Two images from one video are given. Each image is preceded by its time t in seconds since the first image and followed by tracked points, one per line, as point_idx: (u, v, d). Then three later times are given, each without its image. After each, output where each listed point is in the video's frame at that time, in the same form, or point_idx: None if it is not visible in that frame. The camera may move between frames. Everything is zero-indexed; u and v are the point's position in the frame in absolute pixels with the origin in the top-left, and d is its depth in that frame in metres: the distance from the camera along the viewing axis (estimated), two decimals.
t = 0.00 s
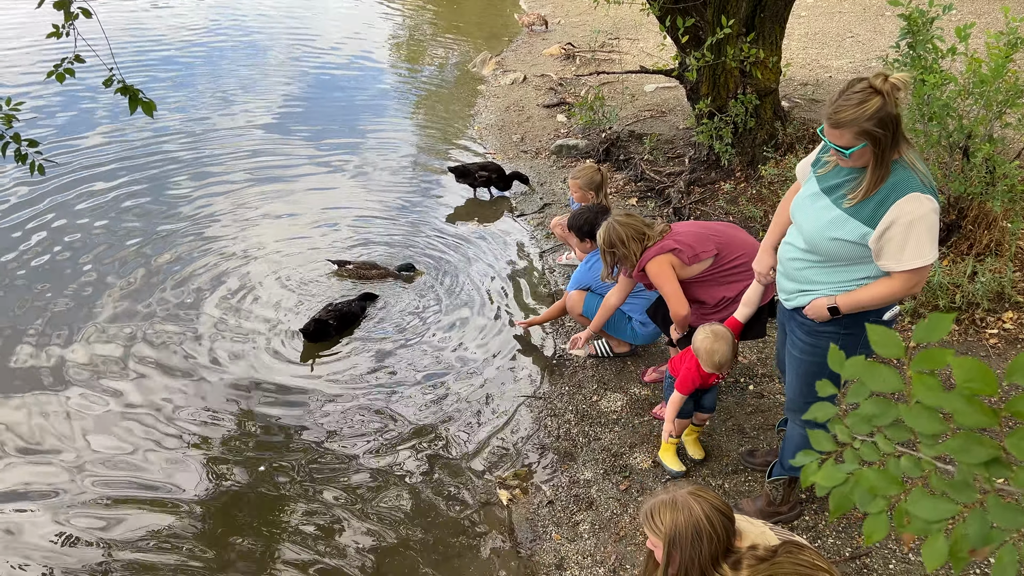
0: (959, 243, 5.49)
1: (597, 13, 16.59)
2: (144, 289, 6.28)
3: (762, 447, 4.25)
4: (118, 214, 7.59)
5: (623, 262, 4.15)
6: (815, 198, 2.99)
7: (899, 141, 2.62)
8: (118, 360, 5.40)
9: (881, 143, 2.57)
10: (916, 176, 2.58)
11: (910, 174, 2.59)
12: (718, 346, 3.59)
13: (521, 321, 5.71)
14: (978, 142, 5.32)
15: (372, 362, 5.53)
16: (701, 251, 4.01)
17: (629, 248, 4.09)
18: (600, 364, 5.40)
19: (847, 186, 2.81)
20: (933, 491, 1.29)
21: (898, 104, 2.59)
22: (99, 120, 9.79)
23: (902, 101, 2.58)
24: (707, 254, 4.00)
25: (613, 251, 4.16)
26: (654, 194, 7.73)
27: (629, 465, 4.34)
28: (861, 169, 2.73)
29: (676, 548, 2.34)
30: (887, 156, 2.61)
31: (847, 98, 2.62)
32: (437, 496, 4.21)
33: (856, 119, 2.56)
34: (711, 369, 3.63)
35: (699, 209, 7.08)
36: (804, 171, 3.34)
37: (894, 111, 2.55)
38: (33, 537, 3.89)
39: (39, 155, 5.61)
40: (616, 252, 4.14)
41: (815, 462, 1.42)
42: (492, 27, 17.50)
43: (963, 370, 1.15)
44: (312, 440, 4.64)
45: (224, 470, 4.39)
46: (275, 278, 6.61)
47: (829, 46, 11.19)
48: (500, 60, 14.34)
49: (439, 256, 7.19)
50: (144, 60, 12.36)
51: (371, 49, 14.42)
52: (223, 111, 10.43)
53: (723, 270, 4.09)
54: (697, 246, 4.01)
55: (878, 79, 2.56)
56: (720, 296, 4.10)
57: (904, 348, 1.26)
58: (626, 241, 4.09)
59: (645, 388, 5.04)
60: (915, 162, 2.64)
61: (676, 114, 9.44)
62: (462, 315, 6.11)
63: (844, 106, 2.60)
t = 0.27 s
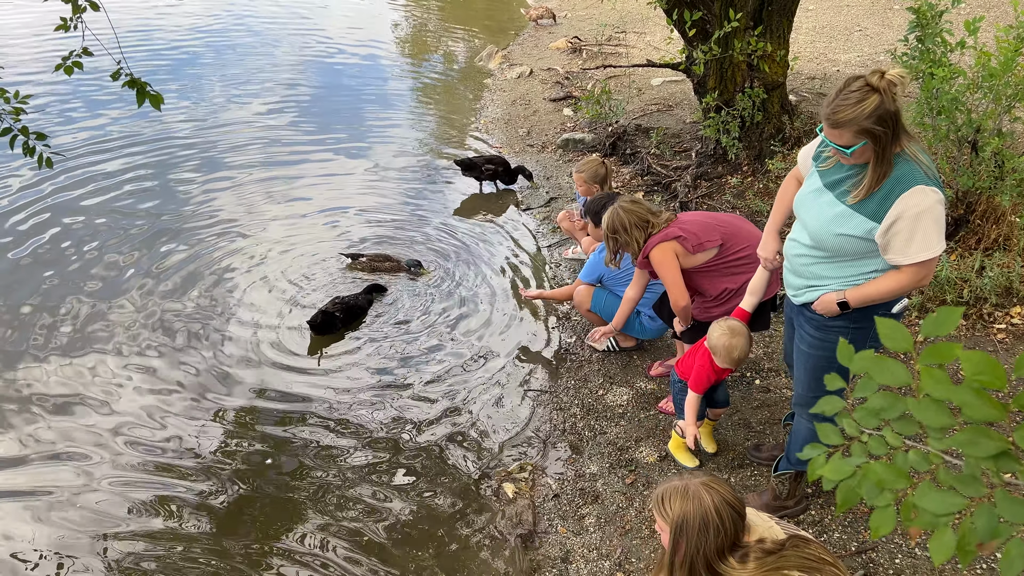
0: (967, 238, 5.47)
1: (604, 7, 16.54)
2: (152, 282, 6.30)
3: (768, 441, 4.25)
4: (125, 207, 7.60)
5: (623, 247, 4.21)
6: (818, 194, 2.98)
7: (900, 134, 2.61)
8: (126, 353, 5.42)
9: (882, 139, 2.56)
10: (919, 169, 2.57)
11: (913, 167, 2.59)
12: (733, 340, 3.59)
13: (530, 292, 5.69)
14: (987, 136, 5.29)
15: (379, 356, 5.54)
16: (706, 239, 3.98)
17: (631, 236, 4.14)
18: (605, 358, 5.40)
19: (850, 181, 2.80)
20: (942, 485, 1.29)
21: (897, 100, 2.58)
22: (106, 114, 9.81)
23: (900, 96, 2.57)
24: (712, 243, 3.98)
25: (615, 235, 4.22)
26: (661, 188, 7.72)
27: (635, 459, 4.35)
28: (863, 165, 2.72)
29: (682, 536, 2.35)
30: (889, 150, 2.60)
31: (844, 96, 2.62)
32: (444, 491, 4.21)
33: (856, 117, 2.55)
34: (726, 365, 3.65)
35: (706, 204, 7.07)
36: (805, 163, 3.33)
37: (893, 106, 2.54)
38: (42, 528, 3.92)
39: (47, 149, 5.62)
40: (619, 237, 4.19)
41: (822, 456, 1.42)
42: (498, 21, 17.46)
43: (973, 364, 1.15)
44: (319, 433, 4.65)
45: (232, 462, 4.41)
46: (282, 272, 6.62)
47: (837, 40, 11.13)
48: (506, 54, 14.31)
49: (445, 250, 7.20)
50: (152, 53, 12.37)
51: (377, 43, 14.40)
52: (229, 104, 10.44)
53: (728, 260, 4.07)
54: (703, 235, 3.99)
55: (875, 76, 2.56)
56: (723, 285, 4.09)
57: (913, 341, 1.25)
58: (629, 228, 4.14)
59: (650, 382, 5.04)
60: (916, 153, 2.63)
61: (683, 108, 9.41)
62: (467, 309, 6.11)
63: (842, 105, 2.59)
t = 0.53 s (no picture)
0: (972, 235, 5.46)
1: (608, 3, 16.51)
2: (156, 280, 6.31)
3: (771, 438, 4.25)
4: (129, 204, 7.61)
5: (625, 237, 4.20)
6: (820, 194, 2.97)
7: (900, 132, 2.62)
8: (130, 349, 5.43)
9: (884, 138, 2.56)
10: (920, 166, 2.57)
11: (916, 164, 2.58)
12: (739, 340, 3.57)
13: (529, 264, 5.64)
14: (992, 134, 5.27)
15: (382, 353, 5.54)
16: (706, 235, 3.98)
17: (631, 226, 4.13)
18: (609, 355, 5.40)
19: (851, 181, 2.80)
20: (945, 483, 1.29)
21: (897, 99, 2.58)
22: (111, 111, 9.82)
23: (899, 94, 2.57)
24: (712, 239, 3.98)
25: (617, 225, 4.21)
26: (665, 185, 7.71)
27: (638, 457, 4.34)
28: (864, 164, 2.72)
29: (689, 531, 2.35)
30: (891, 148, 2.59)
31: (843, 98, 2.61)
32: (447, 488, 4.22)
33: (857, 118, 2.55)
34: (729, 367, 3.65)
35: (709, 201, 7.06)
36: (804, 160, 3.33)
37: (893, 105, 2.54)
38: (47, 524, 3.93)
39: (52, 147, 5.62)
40: (620, 227, 4.18)
41: (825, 453, 1.42)
42: (502, 18, 17.45)
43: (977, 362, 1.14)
44: (323, 430, 4.66)
45: (236, 459, 4.41)
46: (286, 268, 6.62)
47: (842, 36, 11.10)
48: (510, 51, 14.30)
49: (448, 248, 7.20)
50: (155, 51, 12.38)
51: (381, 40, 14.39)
52: (233, 101, 10.44)
53: (729, 257, 4.06)
54: (704, 230, 3.99)
55: (873, 77, 2.56)
56: (723, 281, 4.08)
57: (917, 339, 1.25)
58: (630, 219, 4.13)
59: (654, 380, 5.04)
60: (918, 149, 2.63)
61: (687, 105, 9.40)
62: (470, 306, 6.12)
63: (842, 106, 2.58)
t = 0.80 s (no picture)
0: (976, 234, 5.44)
1: (610, 2, 16.49)
2: (159, 279, 6.31)
3: (775, 437, 4.24)
4: (132, 203, 7.62)
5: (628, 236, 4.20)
6: (807, 211, 2.98)
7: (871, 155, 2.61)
8: (134, 348, 5.43)
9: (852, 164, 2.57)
10: (891, 188, 2.57)
11: (886, 187, 2.58)
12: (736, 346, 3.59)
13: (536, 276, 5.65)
14: (996, 132, 5.25)
15: (385, 352, 5.54)
16: (710, 234, 3.98)
17: (635, 226, 4.12)
18: (612, 354, 5.39)
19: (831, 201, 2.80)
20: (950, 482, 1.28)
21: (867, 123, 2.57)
22: (114, 110, 9.82)
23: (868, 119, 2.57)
24: (716, 238, 3.97)
25: (621, 223, 4.20)
26: (668, 184, 7.70)
27: (641, 456, 4.34)
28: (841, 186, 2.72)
29: (692, 527, 2.36)
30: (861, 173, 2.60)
31: (813, 125, 2.63)
32: (450, 486, 4.22)
33: (824, 145, 2.57)
34: (729, 376, 3.64)
35: (713, 200, 7.04)
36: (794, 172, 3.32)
37: (860, 131, 2.55)
38: (51, 523, 3.92)
39: (55, 146, 5.63)
40: (624, 225, 4.18)
41: (830, 452, 1.42)
42: (505, 17, 17.43)
43: (983, 361, 1.14)
44: (326, 429, 4.66)
45: (239, 457, 4.41)
46: (289, 267, 6.62)
47: (845, 34, 11.08)
48: (513, 49, 14.29)
49: (451, 247, 7.19)
50: (158, 50, 12.39)
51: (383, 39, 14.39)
52: (236, 100, 10.44)
53: (733, 256, 4.06)
54: (708, 229, 3.99)
55: (840, 104, 2.56)
56: (727, 280, 4.08)
57: (922, 338, 1.24)
58: (634, 218, 4.12)
59: (657, 379, 5.03)
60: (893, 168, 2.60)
61: (690, 104, 9.38)
62: (474, 305, 6.11)
63: (810, 133, 2.60)
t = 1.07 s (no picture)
0: (979, 234, 5.43)
1: (613, 2, 16.48)
2: (161, 278, 6.31)
3: (777, 437, 4.23)
4: (134, 203, 7.62)
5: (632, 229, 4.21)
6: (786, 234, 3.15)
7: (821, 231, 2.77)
8: (136, 347, 5.44)
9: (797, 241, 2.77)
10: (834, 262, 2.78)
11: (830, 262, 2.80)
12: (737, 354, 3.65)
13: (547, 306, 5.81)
14: (1000, 131, 5.24)
15: (388, 351, 5.54)
16: (718, 230, 3.96)
17: (641, 220, 4.13)
18: (614, 354, 5.39)
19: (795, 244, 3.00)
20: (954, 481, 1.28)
21: (817, 206, 2.71)
22: (117, 110, 9.83)
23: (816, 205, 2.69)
24: (723, 235, 3.95)
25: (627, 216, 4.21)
26: (671, 184, 7.69)
27: (643, 456, 4.34)
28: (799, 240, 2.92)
29: (693, 525, 2.36)
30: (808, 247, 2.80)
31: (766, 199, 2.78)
32: (453, 486, 4.21)
33: (771, 225, 2.77)
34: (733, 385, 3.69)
35: (715, 199, 7.04)
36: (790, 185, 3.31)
37: (806, 217, 2.71)
38: (53, 522, 3.93)
39: (58, 145, 5.63)
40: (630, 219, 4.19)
41: (834, 451, 1.41)
42: (507, 16, 17.42)
43: (988, 360, 1.14)
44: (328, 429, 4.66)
45: (241, 456, 4.41)
46: (292, 267, 6.62)
47: (848, 34, 11.06)
48: (515, 49, 14.29)
49: (453, 247, 7.19)
50: (161, 49, 12.40)
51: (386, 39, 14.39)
52: (239, 100, 10.45)
53: (739, 254, 4.04)
54: (715, 225, 3.97)
55: (790, 191, 2.69)
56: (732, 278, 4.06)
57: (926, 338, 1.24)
58: (640, 212, 4.13)
59: (659, 379, 5.03)
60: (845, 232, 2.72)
61: (693, 104, 9.37)
62: (476, 304, 6.11)
63: (763, 210, 2.78)
